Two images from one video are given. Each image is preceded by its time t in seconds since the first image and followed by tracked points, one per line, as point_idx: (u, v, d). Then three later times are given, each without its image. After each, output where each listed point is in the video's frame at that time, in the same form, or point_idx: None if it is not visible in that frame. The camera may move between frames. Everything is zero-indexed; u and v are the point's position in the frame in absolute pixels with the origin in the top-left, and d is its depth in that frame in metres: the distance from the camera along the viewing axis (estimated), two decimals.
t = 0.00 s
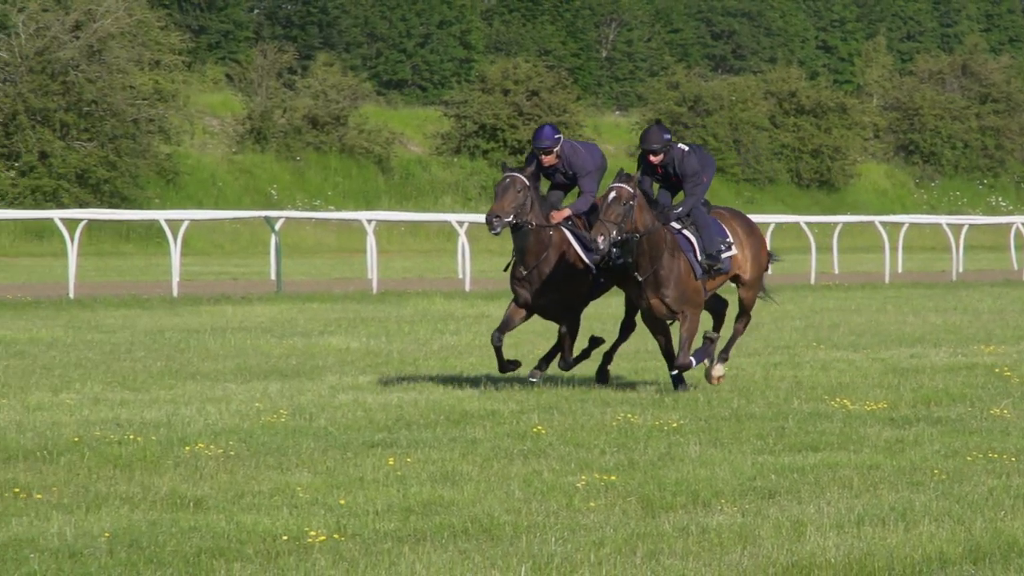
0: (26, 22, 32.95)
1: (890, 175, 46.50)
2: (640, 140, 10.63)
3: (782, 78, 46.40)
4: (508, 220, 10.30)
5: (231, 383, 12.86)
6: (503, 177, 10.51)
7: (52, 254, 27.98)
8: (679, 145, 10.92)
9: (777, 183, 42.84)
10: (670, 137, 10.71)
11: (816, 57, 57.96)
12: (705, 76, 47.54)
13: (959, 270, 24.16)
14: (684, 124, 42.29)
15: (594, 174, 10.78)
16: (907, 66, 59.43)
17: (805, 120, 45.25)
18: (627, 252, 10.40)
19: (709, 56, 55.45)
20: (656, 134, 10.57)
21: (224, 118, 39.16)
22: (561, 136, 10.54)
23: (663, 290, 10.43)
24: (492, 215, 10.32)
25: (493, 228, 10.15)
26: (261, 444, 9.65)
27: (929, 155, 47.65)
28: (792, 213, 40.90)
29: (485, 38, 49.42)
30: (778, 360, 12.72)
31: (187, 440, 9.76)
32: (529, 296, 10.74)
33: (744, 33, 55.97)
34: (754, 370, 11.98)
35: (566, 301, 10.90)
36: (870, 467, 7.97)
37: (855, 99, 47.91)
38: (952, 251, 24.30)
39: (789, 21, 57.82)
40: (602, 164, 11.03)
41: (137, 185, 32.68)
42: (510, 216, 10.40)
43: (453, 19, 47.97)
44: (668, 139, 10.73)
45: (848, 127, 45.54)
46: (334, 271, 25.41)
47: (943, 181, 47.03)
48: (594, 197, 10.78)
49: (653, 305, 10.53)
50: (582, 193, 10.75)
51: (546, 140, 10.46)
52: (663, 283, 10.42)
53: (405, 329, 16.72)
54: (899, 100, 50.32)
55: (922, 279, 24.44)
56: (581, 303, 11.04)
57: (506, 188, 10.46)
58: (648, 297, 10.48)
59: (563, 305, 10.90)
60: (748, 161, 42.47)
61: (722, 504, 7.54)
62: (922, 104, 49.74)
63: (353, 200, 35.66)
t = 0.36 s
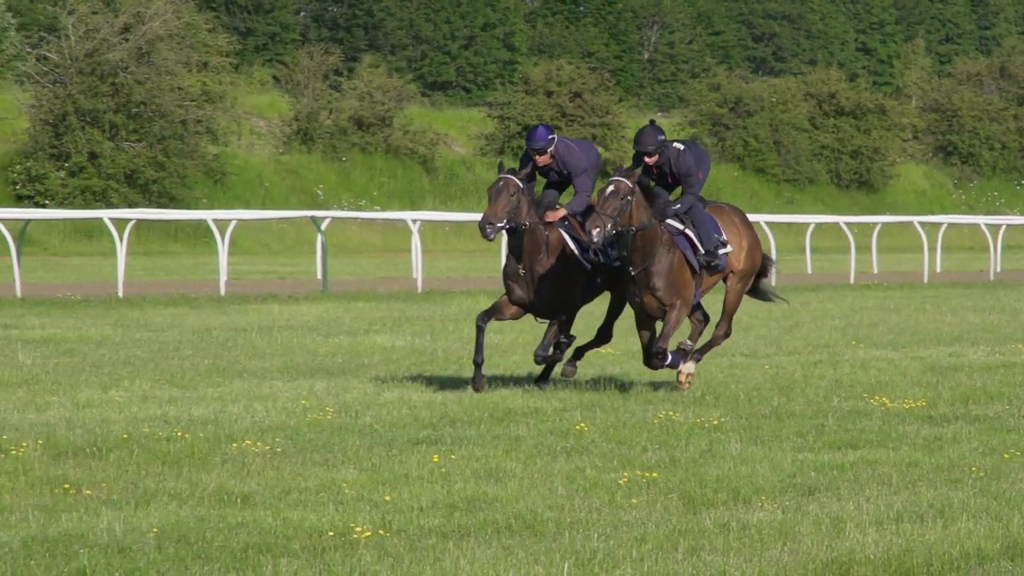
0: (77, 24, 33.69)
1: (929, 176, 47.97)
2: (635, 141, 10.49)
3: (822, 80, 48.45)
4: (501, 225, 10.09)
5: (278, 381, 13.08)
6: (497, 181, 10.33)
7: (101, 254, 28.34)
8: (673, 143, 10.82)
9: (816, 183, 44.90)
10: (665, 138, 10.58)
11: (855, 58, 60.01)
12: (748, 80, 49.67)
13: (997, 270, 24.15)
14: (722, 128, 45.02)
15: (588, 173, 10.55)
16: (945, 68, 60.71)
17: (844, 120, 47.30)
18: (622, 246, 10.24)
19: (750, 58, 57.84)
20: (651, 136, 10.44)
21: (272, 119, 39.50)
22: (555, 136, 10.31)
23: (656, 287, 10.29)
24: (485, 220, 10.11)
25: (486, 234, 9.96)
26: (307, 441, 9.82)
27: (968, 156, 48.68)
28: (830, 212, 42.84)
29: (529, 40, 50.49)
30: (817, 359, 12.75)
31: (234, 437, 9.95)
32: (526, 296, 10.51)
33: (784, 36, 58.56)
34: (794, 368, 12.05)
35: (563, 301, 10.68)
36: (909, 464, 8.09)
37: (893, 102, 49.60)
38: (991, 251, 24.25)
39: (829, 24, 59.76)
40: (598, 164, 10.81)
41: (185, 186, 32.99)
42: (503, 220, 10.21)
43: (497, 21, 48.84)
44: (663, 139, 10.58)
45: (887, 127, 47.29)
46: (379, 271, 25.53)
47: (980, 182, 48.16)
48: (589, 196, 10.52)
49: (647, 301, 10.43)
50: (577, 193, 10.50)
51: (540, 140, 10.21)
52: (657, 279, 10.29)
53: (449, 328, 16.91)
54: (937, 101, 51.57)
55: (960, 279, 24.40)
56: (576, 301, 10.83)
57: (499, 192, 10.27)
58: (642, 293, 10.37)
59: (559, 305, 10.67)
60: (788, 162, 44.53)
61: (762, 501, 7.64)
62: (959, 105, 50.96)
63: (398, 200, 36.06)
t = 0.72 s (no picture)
0: (129, 28, 34.47)
1: (967, 177, 48.74)
2: (629, 144, 10.38)
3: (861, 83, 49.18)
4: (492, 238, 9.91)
5: (325, 379, 13.34)
6: (487, 187, 10.18)
7: (152, 254, 28.74)
8: (669, 143, 10.68)
9: (857, 185, 45.42)
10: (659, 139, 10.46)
11: (895, 61, 62.51)
12: (789, 83, 51.02)
13: None
14: (764, 128, 45.99)
15: (584, 175, 10.34)
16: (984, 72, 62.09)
17: (884, 123, 47.88)
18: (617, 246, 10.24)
19: (792, 62, 59.25)
20: (643, 139, 10.31)
21: (320, 122, 39.90)
22: (549, 137, 10.16)
23: (650, 285, 10.25)
24: (476, 231, 9.94)
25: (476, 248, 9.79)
26: (355, 438, 10.05)
27: (1006, 157, 49.72)
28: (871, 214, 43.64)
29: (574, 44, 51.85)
30: (857, 358, 12.84)
31: (283, 434, 10.18)
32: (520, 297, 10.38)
33: (824, 40, 59.90)
34: (835, 367, 12.17)
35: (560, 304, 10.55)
36: (948, 462, 8.24)
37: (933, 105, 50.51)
38: None
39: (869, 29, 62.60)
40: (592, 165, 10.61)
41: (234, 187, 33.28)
42: (494, 228, 10.04)
43: (542, 25, 49.94)
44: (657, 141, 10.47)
45: (925, 130, 47.82)
46: (425, 271, 25.72)
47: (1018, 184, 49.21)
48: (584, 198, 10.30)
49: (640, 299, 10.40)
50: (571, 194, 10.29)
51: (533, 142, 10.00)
52: (648, 277, 10.25)
53: (492, 326, 17.14)
54: (976, 104, 52.68)
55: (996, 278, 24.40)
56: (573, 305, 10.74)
57: (489, 200, 10.10)
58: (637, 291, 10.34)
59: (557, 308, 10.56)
60: (829, 163, 45.12)
61: (803, 497, 7.79)
62: (998, 108, 51.89)
63: (444, 201, 36.47)
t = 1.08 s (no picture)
0: (180, 31, 35.08)
1: (1005, 180, 49.23)
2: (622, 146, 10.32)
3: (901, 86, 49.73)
4: (482, 251, 10.10)
5: (373, 376, 13.61)
6: (476, 197, 10.38)
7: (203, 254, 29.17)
8: (663, 144, 10.55)
9: (896, 185, 45.94)
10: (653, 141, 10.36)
11: (934, 65, 63.81)
12: (829, 87, 52.00)
13: None
14: (806, 131, 47.05)
15: (577, 178, 10.39)
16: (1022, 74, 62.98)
17: (923, 126, 48.31)
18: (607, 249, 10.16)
19: (832, 65, 62.57)
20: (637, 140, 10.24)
21: (368, 125, 40.43)
22: (543, 138, 10.18)
23: (643, 286, 10.08)
24: (466, 244, 10.14)
25: (468, 260, 10.05)
26: (401, 436, 10.27)
27: None
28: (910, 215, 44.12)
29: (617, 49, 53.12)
30: (897, 357, 12.95)
31: (332, 432, 10.43)
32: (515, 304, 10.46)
33: (864, 43, 62.90)
34: (874, 366, 12.29)
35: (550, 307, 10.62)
36: (986, 460, 8.41)
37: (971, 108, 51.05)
38: None
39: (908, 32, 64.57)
40: (586, 169, 10.68)
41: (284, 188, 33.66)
42: (483, 240, 10.21)
43: (586, 29, 51.35)
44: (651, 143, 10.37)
45: (964, 132, 48.20)
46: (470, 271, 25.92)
47: None
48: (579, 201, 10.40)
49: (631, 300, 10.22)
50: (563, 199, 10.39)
51: (527, 144, 10.11)
52: (640, 279, 10.08)
53: (535, 326, 17.38)
54: (1014, 107, 53.08)
55: None
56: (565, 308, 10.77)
57: (477, 211, 10.31)
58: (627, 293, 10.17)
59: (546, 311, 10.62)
60: (868, 165, 45.73)
61: (843, 494, 7.95)
62: None
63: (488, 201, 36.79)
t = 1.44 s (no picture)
0: (232, 36, 35.54)
1: None
2: (618, 146, 10.27)
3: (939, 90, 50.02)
4: (477, 264, 9.98)
5: (422, 375, 13.88)
6: (464, 209, 10.22)
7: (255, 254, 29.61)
8: (657, 146, 10.58)
9: (934, 188, 46.04)
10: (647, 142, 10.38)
11: (972, 69, 64.10)
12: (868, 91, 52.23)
13: None
14: (847, 134, 47.17)
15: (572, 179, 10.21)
16: None
17: (961, 129, 48.60)
18: (598, 253, 10.28)
19: (871, 69, 63.65)
20: (632, 141, 10.21)
21: (416, 127, 40.82)
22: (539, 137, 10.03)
23: (636, 286, 10.25)
24: (460, 259, 10.02)
25: (464, 275, 9.94)
26: (449, 433, 10.53)
27: None
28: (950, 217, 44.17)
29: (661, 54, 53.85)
30: (936, 356, 13.09)
31: (381, 429, 10.70)
32: (506, 310, 10.47)
33: (903, 48, 64.19)
34: (913, 365, 12.46)
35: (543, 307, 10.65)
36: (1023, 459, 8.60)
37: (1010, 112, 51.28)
38: None
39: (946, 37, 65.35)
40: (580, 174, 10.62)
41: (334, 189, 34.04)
42: (478, 253, 10.09)
43: (630, 34, 51.74)
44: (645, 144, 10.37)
45: (1003, 136, 48.30)
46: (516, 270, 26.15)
47: None
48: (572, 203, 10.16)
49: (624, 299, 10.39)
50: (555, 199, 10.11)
51: (522, 144, 9.96)
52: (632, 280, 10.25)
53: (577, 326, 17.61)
54: None
55: None
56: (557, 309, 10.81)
57: (467, 224, 10.16)
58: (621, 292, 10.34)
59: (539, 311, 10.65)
60: (908, 168, 45.82)
61: (883, 490, 8.15)
62: None
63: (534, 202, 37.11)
